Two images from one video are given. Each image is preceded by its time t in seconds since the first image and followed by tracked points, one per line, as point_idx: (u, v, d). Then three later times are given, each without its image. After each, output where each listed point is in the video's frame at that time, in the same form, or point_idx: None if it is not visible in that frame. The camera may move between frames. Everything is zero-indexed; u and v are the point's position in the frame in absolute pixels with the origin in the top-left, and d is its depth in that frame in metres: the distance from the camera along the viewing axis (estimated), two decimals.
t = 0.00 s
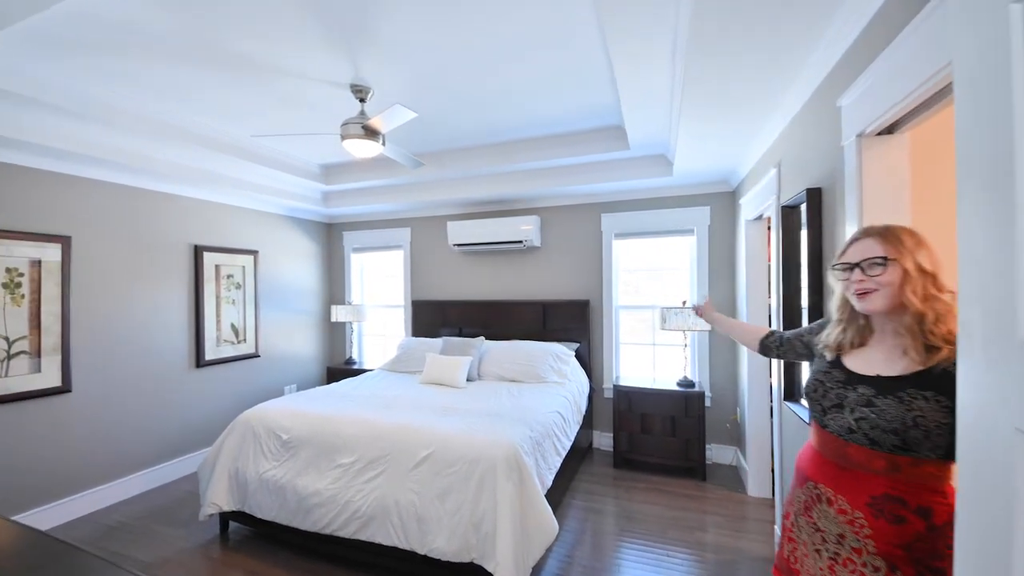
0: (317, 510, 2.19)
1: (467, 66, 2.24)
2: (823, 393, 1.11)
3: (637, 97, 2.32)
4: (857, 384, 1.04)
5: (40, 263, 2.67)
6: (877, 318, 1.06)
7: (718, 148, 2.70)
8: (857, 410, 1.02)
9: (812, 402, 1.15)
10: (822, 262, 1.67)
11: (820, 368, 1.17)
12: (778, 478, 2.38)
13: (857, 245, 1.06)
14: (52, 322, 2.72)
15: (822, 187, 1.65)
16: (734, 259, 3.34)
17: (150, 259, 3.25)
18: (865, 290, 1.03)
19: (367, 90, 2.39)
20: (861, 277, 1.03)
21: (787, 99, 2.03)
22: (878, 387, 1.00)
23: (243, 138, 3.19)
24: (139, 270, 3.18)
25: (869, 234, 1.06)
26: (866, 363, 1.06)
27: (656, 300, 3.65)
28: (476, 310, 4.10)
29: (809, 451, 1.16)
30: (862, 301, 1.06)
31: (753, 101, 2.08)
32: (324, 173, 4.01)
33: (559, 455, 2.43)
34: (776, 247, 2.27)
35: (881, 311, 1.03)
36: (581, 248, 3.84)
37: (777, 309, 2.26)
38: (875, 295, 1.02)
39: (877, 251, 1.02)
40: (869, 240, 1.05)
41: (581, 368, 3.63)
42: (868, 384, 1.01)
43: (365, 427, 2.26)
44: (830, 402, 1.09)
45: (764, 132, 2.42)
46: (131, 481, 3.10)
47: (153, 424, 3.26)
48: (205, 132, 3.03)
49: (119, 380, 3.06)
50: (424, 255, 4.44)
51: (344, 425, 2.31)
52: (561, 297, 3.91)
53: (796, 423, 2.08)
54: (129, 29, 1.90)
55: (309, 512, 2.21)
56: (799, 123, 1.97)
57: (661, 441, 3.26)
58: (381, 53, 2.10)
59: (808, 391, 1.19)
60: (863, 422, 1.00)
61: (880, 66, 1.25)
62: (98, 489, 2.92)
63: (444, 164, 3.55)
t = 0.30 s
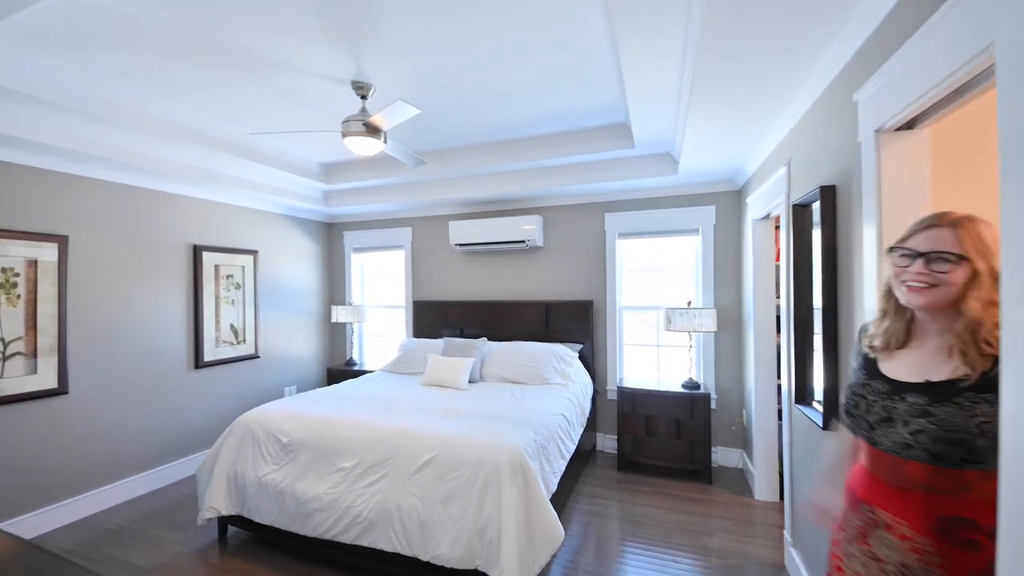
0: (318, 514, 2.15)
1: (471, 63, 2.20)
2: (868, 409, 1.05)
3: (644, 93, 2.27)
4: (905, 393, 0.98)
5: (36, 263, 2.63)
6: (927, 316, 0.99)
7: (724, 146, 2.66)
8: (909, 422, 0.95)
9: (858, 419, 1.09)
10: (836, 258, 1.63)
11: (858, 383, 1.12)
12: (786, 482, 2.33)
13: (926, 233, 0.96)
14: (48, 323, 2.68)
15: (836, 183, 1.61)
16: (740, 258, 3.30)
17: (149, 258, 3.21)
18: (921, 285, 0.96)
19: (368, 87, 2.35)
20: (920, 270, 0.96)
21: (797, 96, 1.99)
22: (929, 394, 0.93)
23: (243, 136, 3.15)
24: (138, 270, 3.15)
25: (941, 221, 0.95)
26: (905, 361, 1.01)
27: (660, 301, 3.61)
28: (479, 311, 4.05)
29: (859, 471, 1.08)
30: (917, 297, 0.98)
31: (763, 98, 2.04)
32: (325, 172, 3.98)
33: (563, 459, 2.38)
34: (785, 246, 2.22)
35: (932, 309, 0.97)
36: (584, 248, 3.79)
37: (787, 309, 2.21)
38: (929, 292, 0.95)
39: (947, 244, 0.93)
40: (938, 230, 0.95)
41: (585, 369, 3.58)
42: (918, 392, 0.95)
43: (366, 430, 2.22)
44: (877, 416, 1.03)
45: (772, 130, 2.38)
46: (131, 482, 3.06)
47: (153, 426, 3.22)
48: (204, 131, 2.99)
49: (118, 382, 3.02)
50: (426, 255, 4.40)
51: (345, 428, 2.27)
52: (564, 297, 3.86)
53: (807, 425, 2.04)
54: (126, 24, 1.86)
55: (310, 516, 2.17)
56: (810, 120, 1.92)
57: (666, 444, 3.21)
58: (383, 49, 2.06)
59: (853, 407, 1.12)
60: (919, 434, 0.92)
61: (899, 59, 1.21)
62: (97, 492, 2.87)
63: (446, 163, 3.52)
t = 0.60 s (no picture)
0: (316, 523, 2.07)
1: (476, 55, 2.12)
2: (941, 440, 0.90)
3: (655, 84, 2.18)
4: (986, 421, 0.83)
5: (28, 263, 2.55)
6: (997, 329, 0.84)
7: (736, 142, 2.58)
8: (1002, 453, 0.80)
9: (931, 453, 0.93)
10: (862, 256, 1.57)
11: (927, 410, 0.96)
12: (803, 489, 2.25)
13: (975, 234, 0.84)
14: (41, 324, 2.60)
15: (861, 178, 1.55)
16: (750, 258, 3.22)
17: (144, 258, 3.14)
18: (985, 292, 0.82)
19: (369, 80, 2.27)
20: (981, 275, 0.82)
21: (815, 89, 1.91)
22: (1016, 420, 0.79)
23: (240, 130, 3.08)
24: (133, 269, 3.07)
25: (991, 219, 0.83)
26: (981, 389, 0.85)
27: (667, 301, 3.52)
28: (481, 311, 3.97)
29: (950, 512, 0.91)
30: (982, 306, 0.83)
31: (780, 90, 1.96)
32: (324, 171, 3.91)
33: (570, 464, 2.30)
34: (803, 245, 2.14)
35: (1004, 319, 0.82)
36: (588, 248, 3.71)
37: (804, 310, 2.13)
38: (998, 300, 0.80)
39: (1007, 243, 0.80)
40: (991, 229, 0.83)
41: (590, 372, 3.49)
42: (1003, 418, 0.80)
43: (366, 435, 2.14)
44: (957, 448, 0.87)
45: (787, 125, 2.30)
46: (126, 488, 2.98)
47: (148, 429, 3.14)
48: (199, 125, 2.91)
49: (112, 384, 2.95)
50: (427, 255, 4.32)
51: (344, 433, 2.19)
52: (568, 298, 3.78)
53: (825, 432, 1.96)
54: (117, 12, 1.78)
55: (308, 525, 2.09)
56: (831, 112, 1.84)
57: (674, 449, 3.12)
58: (385, 41, 1.98)
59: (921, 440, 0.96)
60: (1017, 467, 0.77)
61: (937, 43, 1.13)
62: (90, 498, 2.79)
63: (448, 161, 3.44)
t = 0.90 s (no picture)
0: (308, 534, 1.98)
1: (477, 44, 2.02)
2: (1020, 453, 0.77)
3: (665, 73, 2.05)
4: None
5: (13, 262, 2.46)
6: None
7: (748, 135, 2.47)
8: None
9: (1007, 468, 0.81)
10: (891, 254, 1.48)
11: (1005, 418, 0.83)
12: (820, 498, 2.15)
13: None
14: (27, 326, 2.51)
15: (892, 169, 1.47)
16: (760, 256, 3.11)
17: (136, 257, 3.05)
18: None
19: (363, 70, 2.17)
20: None
21: (835, 77, 1.80)
22: None
23: (233, 124, 2.98)
24: (124, 268, 2.99)
25: None
26: None
27: (674, 301, 3.41)
28: (482, 311, 3.87)
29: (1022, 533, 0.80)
30: None
31: (801, 77, 1.83)
32: (321, 167, 3.82)
33: (574, 472, 2.20)
34: (823, 243, 2.04)
35: None
36: (592, 246, 3.61)
37: (823, 311, 2.03)
38: None
39: None
40: None
41: (594, 374, 3.39)
42: None
43: (362, 441, 2.05)
44: None
45: (803, 116, 2.19)
46: (116, 493, 2.90)
47: (140, 433, 3.05)
48: (190, 119, 2.81)
49: (103, 387, 2.86)
50: (427, 253, 4.23)
51: (339, 439, 2.10)
52: (571, 297, 3.67)
53: (846, 439, 1.85)
54: None
55: (300, 536, 2.00)
56: (853, 101, 1.73)
57: (681, 454, 3.02)
58: (381, 28, 1.88)
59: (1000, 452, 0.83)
60: None
61: (984, 17, 1.03)
62: (77, 505, 2.71)
63: (448, 157, 3.34)
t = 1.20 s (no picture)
0: (300, 547, 1.87)
1: (479, 29, 1.90)
2: None
3: (679, 59, 1.92)
4: None
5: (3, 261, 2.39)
6: None
7: (768, 124, 2.32)
8: None
9: None
10: (936, 248, 1.34)
11: None
12: (847, 513, 2.00)
13: None
14: (18, 325, 2.44)
15: (936, 155, 1.32)
16: (779, 254, 2.95)
17: (133, 255, 2.98)
18: None
19: (359, 57, 2.04)
20: None
21: (867, 58, 1.66)
22: None
23: (230, 118, 2.89)
24: (120, 266, 2.91)
25: None
26: None
27: (687, 301, 3.26)
28: (487, 311, 3.75)
29: None
30: None
31: (824, 63, 1.71)
32: (322, 163, 3.72)
33: (582, 482, 2.07)
34: (852, 239, 1.89)
35: None
36: (601, 244, 3.47)
37: (852, 312, 1.88)
38: None
39: None
40: None
41: (603, 377, 3.26)
42: None
43: (358, 449, 1.94)
44: None
45: (829, 102, 2.04)
46: (111, 498, 2.83)
47: (137, 436, 2.99)
48: (185, 113, 2.72)
49: (97, 388, 2.79)
50: (430, 252, 4.12)
51: (334, 446, 1.99)
52: (579, 297, 3.54)
53: (879, 451, 1.70)
54: None
55: (293, 548, 1.89)
56: (889, 83, 1.59)
57: (695, 462, 2.88)
58: (376, 11, 1.77)
59: None
60: None
61: None
62: (70, 510, 2.64)
63: (452, 151, 3.23)
